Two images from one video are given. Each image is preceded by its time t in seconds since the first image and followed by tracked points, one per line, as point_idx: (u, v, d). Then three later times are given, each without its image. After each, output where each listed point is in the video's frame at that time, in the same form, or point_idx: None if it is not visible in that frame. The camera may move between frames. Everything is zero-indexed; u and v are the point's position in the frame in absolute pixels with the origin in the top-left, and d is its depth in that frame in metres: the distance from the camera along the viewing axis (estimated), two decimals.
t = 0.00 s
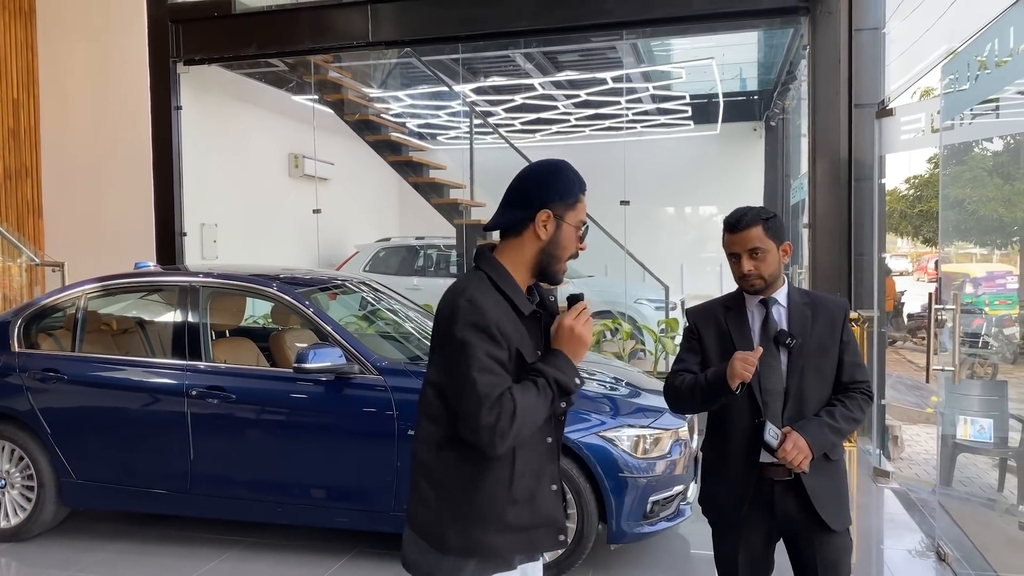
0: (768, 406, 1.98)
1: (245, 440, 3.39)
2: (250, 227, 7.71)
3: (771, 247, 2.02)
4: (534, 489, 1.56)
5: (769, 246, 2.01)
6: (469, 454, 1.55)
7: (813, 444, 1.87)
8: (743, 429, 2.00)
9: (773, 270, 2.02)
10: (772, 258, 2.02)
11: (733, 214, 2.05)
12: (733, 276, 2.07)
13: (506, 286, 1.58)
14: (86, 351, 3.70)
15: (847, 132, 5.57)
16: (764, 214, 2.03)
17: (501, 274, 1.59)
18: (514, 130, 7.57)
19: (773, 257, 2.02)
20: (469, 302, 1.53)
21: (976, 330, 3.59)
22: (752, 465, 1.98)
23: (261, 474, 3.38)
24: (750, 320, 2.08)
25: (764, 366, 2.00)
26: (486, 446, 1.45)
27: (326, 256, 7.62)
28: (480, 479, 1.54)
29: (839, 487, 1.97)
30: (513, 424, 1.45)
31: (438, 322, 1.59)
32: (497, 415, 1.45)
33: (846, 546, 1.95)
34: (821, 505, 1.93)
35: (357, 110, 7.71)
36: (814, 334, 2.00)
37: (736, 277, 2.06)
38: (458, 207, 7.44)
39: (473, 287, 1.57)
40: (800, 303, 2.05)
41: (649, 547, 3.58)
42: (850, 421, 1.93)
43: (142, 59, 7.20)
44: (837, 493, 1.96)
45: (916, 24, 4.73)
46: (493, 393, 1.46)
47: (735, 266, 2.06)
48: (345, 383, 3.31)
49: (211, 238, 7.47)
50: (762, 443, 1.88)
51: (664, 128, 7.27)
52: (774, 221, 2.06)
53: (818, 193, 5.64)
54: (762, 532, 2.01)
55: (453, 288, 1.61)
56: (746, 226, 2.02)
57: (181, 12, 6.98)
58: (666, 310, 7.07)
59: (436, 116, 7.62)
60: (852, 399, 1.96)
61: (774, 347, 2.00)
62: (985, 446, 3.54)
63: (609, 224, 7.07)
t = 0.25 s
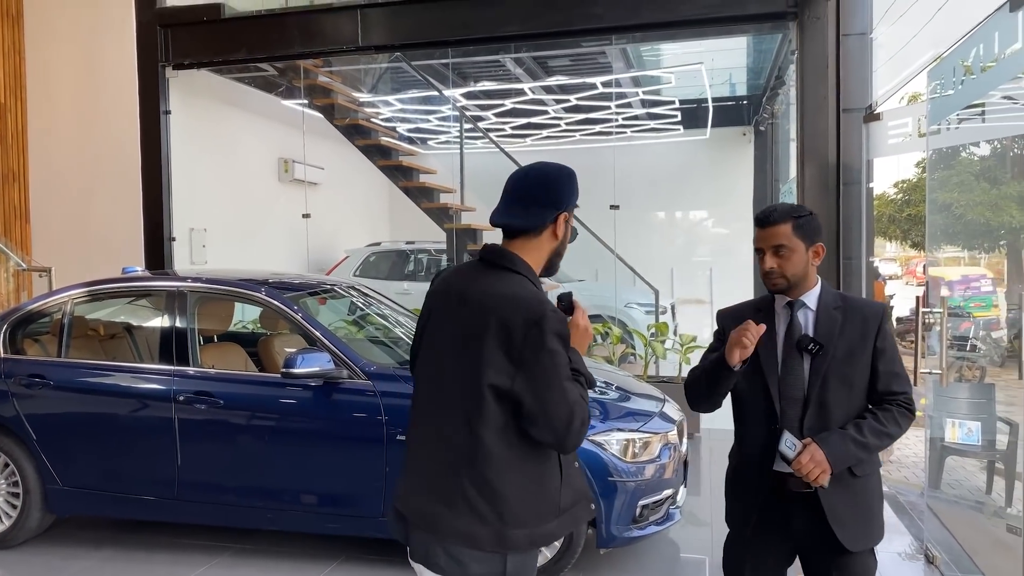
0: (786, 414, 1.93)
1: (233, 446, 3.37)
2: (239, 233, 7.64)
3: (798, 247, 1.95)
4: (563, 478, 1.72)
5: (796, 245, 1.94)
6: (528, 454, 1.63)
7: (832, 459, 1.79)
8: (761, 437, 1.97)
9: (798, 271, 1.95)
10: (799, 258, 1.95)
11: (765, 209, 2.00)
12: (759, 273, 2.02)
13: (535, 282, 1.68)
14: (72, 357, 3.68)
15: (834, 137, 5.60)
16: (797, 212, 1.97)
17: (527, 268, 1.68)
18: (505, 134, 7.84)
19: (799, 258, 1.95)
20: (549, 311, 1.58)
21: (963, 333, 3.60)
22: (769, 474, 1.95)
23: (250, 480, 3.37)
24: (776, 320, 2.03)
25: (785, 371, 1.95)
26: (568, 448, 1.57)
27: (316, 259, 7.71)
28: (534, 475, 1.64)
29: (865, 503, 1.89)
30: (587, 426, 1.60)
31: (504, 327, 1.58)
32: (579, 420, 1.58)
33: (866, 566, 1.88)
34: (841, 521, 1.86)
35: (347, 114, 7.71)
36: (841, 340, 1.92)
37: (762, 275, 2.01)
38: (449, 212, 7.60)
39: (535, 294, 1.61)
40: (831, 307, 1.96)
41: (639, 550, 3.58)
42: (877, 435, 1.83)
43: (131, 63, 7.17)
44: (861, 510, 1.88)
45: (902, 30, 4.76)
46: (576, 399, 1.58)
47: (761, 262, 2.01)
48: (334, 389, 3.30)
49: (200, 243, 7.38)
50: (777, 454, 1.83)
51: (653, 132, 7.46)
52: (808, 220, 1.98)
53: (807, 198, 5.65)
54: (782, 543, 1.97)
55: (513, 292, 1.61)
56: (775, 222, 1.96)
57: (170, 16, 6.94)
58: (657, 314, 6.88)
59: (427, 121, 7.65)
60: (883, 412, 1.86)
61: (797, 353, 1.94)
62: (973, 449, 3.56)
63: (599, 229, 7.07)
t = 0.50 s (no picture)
0: (789, 419, 1.94)
1: (222, 449, 3.35)
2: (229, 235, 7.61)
3: (809, 248, 1.94)
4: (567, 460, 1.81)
5: (808, 247, 1.94)
6: (545, 443, 1.70)
7: (830, 471, 1.77)
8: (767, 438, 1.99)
9: (807, 271, 1.94)
10: (808, 259, 1.94)
11: (783, 208, 2.01)
12: (773, 272, 2.03)
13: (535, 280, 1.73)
14: (59, 360, 3.65)
15: (823, 140, 5.63)
16: (813, 213, 1.95)
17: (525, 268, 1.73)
18: (495, 137, 7.58)
19: (809, 259, 1.94)
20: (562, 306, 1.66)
21: (952, 334, 3.65)
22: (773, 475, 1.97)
23: (238, 483, 3.36)
24: (792, 321, 2.03)
25: (793, 374, 1.94)
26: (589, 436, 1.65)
27: (306, 262, 7.72)
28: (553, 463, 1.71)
29: (868, 514, 1.85)
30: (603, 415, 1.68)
31: (519, 324, 1.63)
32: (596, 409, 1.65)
33: None
34: (837, 530, 1.85)
35: (336, 117, 7.70)
36: (851, 346, 1.87)
37: (777, 274, 2.02)
38: (439, 215, 7.56)
39: (545, 292, 1.68)
40: (845, 310, 1.91)
41: (628, 552, 3.58)
42: (882, 447, 1.77)
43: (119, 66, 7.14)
44: (862, 520, 1.85)
45: (890, 33, 4.79)
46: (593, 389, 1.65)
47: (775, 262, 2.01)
48: (322, 392, 3.29)
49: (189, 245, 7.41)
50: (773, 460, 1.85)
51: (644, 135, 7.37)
52: (829, 220, 1.95)
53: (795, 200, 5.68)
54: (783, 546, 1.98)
55: (525, 291, 1.67)
56: (789, 222, 1.97)
57: (158, 18, 6.92)
58: (647, 315, 7.02)
59: (416, 123, 7.56)
60: (894, 423, 1.80)
61: (805, 357, 1.92)
62: (960, 450, 3.56)
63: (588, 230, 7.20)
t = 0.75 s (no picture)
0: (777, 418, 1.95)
1: (211, 451, 3.34)
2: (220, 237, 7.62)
3: (814, 249, 1.91)
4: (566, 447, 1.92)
5: (813, 247, 1.90)
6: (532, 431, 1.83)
7: (799, 470, 1.77)
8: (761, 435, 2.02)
9: (810, 272, 1.91)
10: (813, 260, 1.91)
11: (794, 206, 1.96)
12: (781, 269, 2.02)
13: (521, 281, 1.86)
14: (46, 362, 3.63)
15: (812, 141, 5.65)
16: (824, 213, 1.90)
17: (513, 271, 1.87)
18: (486, 137, 7.62)
19: (814, 260, 1.91)
20: (533, 303, 1.77)
21: (940, 335, 3.64)
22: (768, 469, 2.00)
23: (228, 485, 3.35)
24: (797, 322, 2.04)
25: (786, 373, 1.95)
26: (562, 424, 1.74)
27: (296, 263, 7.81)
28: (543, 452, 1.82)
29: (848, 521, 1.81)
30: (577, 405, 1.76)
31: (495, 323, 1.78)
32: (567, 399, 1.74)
33: None
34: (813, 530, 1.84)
35: (327, 118, 7.68)
36: (841, 350, 1.83)
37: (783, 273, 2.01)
38: (429, 215, 7.52)
39: (524, 291, 1.81)
40: (842, 314, 1.87)
41: (617, 553, 3.58)
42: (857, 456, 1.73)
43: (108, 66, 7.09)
44: (840, 526, 1.82)
45: (878, 36, 4.81)
46: (564, 381, 1.74)
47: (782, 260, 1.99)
48: (311, 394, 3.28)
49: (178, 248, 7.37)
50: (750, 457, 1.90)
51: (635, 136, 7.45)
52: (843, 224, 1.89)
53: (785, 201, 5.70)
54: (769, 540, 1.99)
55: (503, 292, 1.81)
56: (797, 221, 1.93)
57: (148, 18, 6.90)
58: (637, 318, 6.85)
59: (408, 125, 7.63)
60: (875, 433, 1.74)
61: (798, 358, 1.91)
62: (948, 450, 3.57)
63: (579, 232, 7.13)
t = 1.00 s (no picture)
0: (775, 410, 1.96)
1: (200, 453, 3.32)
2: (209, 237, 7.61)
3: (820, 248, 1.90)
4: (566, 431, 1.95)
5: (820, 246, 1.90)
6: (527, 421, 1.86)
7: (779, 472, 1.77)
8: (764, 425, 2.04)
9: (815, 269, 1.91)
10: (816, 258, 1.91)
11: (809, 202, 1.95)
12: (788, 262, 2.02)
13: (513, 278, 1.90)
14: (32, 364, 3.60)
15: (801, 142, 5.67)
16: (834, 213, 1.88)
17: (504, 269, 1.91)
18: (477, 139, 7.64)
19: (818, 258, 1.91)
20: (516, 301, 1.80)
21: (929, 335, 3.67)
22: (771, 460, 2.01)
23: (217, 488, 3.33)
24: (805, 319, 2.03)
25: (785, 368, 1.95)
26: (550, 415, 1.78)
27: (285, 265, 7.82)
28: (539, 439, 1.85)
29: (831, 519, 1.80)
30: (562, 397, 1.79)
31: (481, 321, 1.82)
32: (551, 392, 1.77)
33: None
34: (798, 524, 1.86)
35: (317, 118, 7.66)
36: (835, 349, 1.80)
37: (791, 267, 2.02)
38: (419, 216, 7.54)
39: (508, 289, 1.83)
40: (841, 313, 1.85)
41: (607, 554, 3.59)
42: (838, 457, 1.70)
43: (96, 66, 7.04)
44: (822, 522, 1.81)
45: (867, 38, 4.83)
46: (547, 375, 1.77)
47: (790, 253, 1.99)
48: (300, 395, 3.27)
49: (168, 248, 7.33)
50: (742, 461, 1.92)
51: (626, 137, 7.36)
52: (853, 225, 1.87)
53: (775, 202, 5.71)
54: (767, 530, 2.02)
55: (488, 291, 1.84)
56: (808, 218, 1.92)
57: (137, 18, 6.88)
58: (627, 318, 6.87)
59: (398, 126, 7.61)
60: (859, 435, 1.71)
61: (797, 354, 1.90)
62: (937, 450, 3.59)
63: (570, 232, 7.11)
